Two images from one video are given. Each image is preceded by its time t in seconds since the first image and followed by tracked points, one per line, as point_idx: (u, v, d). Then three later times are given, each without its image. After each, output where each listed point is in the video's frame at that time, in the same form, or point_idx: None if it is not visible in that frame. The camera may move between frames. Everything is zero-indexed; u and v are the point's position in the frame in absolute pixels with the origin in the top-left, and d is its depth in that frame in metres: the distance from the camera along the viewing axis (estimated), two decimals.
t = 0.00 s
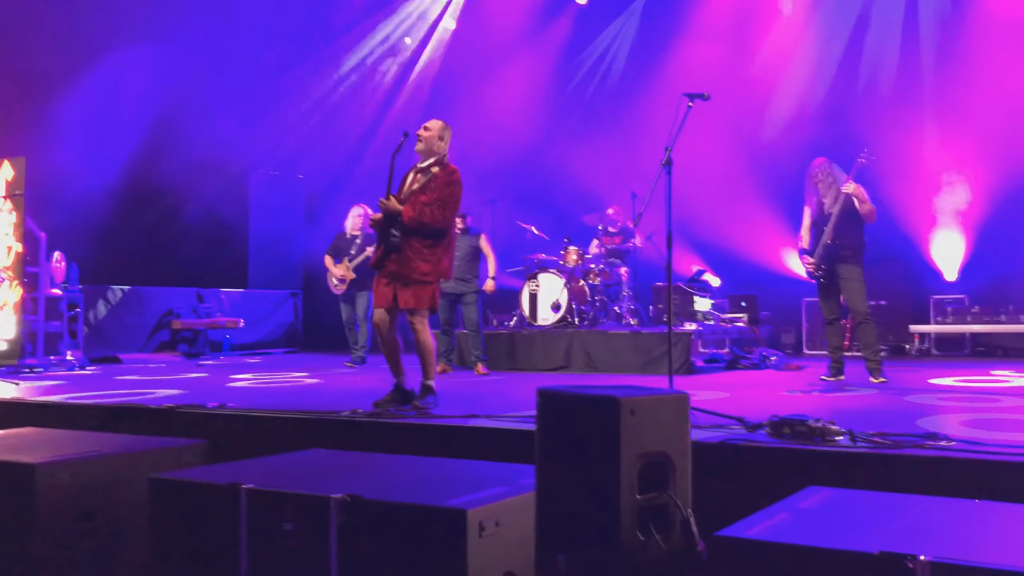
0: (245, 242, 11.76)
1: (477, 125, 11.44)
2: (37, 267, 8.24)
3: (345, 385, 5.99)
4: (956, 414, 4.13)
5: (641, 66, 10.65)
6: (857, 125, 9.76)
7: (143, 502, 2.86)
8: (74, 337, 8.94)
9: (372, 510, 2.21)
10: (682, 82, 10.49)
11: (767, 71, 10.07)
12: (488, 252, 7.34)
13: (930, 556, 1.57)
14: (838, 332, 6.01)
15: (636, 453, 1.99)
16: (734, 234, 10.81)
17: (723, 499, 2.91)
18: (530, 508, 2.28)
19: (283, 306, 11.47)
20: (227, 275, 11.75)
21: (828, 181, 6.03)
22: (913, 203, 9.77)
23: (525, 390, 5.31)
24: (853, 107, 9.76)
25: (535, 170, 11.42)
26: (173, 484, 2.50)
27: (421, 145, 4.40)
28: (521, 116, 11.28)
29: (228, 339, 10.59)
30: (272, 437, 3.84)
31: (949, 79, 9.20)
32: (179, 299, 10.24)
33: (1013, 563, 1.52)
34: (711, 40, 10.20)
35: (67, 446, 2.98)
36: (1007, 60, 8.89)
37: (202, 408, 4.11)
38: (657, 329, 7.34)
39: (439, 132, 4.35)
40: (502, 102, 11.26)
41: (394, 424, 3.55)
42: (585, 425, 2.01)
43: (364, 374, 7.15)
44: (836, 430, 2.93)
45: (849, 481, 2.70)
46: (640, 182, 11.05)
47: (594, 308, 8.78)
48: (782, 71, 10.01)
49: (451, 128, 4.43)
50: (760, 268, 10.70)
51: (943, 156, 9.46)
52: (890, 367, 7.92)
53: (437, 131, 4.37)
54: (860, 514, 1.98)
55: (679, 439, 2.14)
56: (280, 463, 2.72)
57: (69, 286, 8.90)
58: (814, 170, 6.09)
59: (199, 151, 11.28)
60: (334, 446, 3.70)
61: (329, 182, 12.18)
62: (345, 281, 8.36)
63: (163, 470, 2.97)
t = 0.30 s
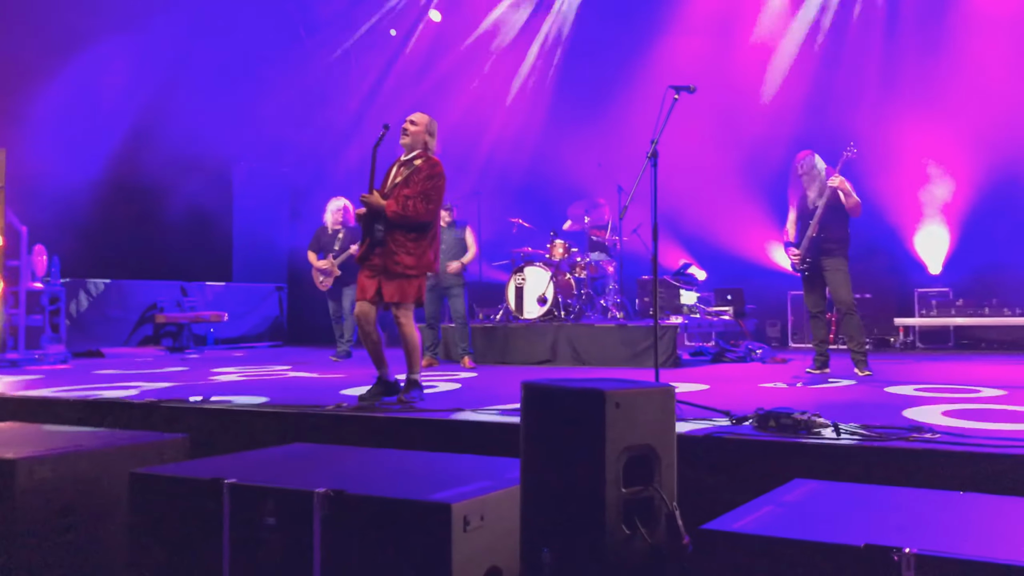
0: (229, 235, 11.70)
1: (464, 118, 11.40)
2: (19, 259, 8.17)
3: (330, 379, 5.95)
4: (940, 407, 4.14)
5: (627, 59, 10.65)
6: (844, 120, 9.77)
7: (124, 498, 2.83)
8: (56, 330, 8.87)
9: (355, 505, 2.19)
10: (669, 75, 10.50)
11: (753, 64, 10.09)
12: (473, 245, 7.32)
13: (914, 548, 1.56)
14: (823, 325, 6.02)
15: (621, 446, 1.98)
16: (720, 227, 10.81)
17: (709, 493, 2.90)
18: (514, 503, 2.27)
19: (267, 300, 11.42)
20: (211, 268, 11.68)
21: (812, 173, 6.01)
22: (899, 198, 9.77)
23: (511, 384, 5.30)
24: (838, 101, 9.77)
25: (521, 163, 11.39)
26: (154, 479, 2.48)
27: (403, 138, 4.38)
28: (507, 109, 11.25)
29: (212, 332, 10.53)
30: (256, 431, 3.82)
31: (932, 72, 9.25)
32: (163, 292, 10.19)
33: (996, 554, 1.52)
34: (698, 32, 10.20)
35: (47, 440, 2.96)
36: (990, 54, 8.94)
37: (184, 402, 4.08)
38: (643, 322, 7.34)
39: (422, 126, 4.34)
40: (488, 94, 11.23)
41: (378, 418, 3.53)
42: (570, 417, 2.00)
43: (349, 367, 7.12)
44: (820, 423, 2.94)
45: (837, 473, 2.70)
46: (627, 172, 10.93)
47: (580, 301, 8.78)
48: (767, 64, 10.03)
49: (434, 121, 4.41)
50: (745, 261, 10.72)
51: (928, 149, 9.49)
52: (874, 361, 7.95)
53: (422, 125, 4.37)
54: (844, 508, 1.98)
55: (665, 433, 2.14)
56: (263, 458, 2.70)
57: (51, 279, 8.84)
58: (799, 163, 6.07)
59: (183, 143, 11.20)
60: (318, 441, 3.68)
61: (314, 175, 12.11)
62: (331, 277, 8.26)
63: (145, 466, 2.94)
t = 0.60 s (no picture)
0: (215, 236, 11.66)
1: (450, 119, 11.38)
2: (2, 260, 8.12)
3: (315, 381, 5.94)
4: (923, 408, 4.16)
5: (614, 60, 10.64)
6: (828, 123, 9.83)
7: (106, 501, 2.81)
8: (40, 332, 8.82)
9: (339, 508, 2.18)
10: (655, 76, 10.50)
11: (739, 66, 10.11)
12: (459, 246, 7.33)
13: (899, 551, 1.56)
14: (809, 326, 6.03)
15: (606, 449, 1.98)
16: (706, 229, 10.83)
17: (694, 495, 2.90)
18: (499, 505, 2.26)
19: (252, 301, 11.36)
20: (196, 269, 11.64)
21: (797, 178, 6.05)
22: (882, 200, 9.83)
23: (497, 385, 5.29)
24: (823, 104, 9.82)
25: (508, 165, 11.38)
26: (137, 482, 2.46)
27: (383, 141, 4.37)
28: (493, 111, 11.24)
29: (197, 334, 10.47)
30: (240, 433, 3.80)
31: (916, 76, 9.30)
32: (148, 294, 10.13)
33: (980, 557, 1.52)
34: (684, 34, 10.22)
35: (29, 443, 2.94)
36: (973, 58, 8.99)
37: (168, 404, 4.06)
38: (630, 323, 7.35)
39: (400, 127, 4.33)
40: (474, 96, 11.22)
41: (364, 420, 3.52)
42: (557, 420, 1.99)
43: (335, 368, 7.10)
44: (805, 424, 2.95)
45: (823, 475, 2.71)
46: (612, 174, 10.97)
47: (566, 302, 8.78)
48: (754, 68, 10.07)
49: (413, 123, 4.40)
50: (731, 263, 10.74)
51: (911, 152, 9.54)
52: (859, 361, 7.99)
53: (402, 127, 4.35)
54: (831, 510, 1.98)
55: (650, 435, 2.14)
56: (248, 459, 2.70)
57: (34, 281, 8.78)
58: (783, 166, 6.13)
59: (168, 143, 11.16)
60: (302, 443, 3.66)
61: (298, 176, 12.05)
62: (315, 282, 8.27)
63: (129, 467, 2.92)
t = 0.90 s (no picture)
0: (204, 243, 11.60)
1: (441, 127, 11.36)
2: None
3: (303, 390, 5.90)
4: (913, 418, 4.15)
5: (606, 69, 10.63)
6: (819, 132, 9.83)
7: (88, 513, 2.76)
8: (27, 340, 8.76)
9: (323, 520, 2.14)
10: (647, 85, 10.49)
11: (730, 74, 10.11)
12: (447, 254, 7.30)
13: (891, 566, 1.54)
14: (800, 335, 6.01)
15: (594, 461, 1.95)
16: (698, 237, 10.82)
17: (682, 506, 2.88)
18: (486, 518, 2.23)
19: (242, 309, 11.30)
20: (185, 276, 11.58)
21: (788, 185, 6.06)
22: (872, 207, 9.84)
23: (486, 394, 5.26)
24: (815, 113, 9.82)
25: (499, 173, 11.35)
26: (118, 494, 2.42)
27: (365, 147, 4.35)
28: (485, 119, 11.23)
29: (186, 341, 10.41)
30: (227, 443, 3.76)
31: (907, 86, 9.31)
32: (137, 301, 10.07)
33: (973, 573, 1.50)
34: (675, 42, 10.21)
35: (11, 453, 2.89)
36: (964, 68, 9.01)
37: (154, 413, 4.01)
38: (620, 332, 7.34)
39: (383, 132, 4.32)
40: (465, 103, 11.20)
41: (351, 429, 3.48)
42: (544, 431, 1.96)
43: (324, 377, 7.06)
44: (795, 435, 2.92)
45: (815, 487, 2.69)
46: (603, 182, 10.96)
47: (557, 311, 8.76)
48: (745, 77, 10.07)
49: (395, 129, 4.39)
50: (722, 271, 10.74)
51: (901, 160, 9.55)
52: (849, 370, 7.99)
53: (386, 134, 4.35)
54: (822, 523, 1.96)
55: (638, 447, 2.11)
56: (233, 470, 2.66)
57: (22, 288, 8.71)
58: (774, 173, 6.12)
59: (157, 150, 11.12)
60: (290, 453, 3.63)
61: (289, 184, 12.00)
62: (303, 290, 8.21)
63: (113, 479, 2.88)
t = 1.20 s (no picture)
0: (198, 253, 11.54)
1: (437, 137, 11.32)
2: None
3: (295, 401, 5.83)
4: (913, 432, 4.09)
5: (602, 79, 10.60)
6: (816, 142, 9.80)
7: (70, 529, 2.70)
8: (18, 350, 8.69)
9: (309, 537, 2.09)
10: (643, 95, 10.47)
11: (727, 84, 10.09)
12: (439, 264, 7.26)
13: None
14: (797, 346, 5.96)
15: (586, 479, 1.89)
16: (694, 248, 10.78)
17: (678, 523, 2.83)
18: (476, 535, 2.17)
19: (236, 320, 11.22)
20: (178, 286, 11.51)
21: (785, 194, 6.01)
22: (869, 217, 9.81)
23: (480, 407, 5.20)
24: (812, 123, 9.80)
25: (494, 182, 11.30)
26: (101, 509, 2.36)
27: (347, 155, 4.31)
28: (481, 128, 11.19)
29: (179, 352, 10.34)
30: (215, 457, 3.70)
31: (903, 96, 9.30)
32: (130, 310, 10.01)
33: None
34: (671, 52, 10.17)
35: None
36: (960, 78, 9.00)
37: (143, 426, 3.96)
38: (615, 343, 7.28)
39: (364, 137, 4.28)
40: (461, 113, 11.16)
41: (342, 443, 3.43)
42: (535, 447, 1.91)
43: (317, 388, 7.00)
44: (793, 450, 2.87)
45: (814, 504, 2.63)
46: (599, 192, 10.92)
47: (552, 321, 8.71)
48: (742, 87, 10.05)
49: (375, 133, 4.35)
50: (719, 281, 10.69)
51: (898, 170, 9.54)
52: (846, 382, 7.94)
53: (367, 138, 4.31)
54: (821, 542, 1.90)
55: (632, 464, 2.06)
56: (219, 486, 2.60)
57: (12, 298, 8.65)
58: (770, 181, 6.02)
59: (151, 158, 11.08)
60: (279, 467, 3.57)
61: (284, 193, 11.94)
62: (295, 296, 8.17)
63: (97, 493, 2.82)
